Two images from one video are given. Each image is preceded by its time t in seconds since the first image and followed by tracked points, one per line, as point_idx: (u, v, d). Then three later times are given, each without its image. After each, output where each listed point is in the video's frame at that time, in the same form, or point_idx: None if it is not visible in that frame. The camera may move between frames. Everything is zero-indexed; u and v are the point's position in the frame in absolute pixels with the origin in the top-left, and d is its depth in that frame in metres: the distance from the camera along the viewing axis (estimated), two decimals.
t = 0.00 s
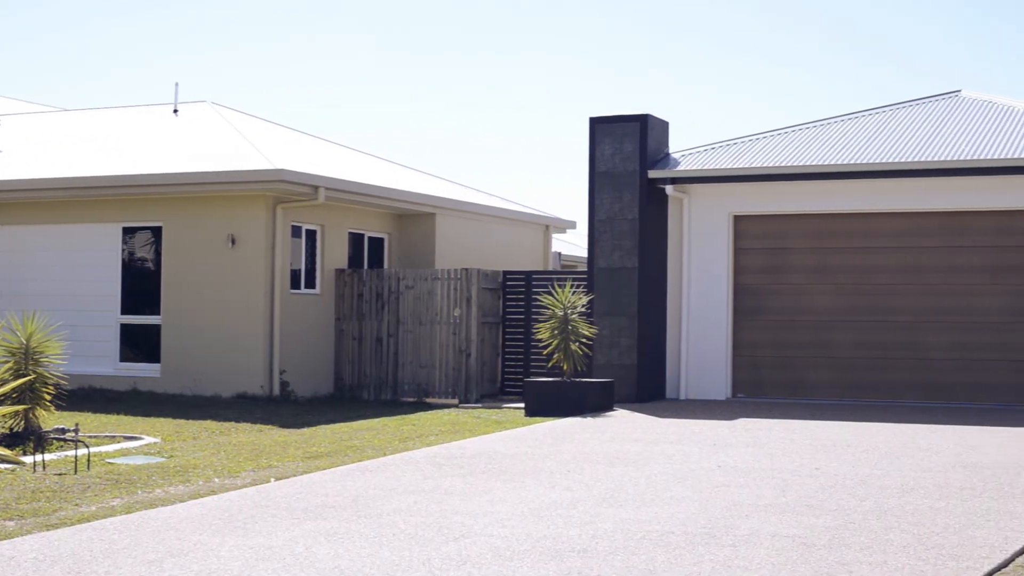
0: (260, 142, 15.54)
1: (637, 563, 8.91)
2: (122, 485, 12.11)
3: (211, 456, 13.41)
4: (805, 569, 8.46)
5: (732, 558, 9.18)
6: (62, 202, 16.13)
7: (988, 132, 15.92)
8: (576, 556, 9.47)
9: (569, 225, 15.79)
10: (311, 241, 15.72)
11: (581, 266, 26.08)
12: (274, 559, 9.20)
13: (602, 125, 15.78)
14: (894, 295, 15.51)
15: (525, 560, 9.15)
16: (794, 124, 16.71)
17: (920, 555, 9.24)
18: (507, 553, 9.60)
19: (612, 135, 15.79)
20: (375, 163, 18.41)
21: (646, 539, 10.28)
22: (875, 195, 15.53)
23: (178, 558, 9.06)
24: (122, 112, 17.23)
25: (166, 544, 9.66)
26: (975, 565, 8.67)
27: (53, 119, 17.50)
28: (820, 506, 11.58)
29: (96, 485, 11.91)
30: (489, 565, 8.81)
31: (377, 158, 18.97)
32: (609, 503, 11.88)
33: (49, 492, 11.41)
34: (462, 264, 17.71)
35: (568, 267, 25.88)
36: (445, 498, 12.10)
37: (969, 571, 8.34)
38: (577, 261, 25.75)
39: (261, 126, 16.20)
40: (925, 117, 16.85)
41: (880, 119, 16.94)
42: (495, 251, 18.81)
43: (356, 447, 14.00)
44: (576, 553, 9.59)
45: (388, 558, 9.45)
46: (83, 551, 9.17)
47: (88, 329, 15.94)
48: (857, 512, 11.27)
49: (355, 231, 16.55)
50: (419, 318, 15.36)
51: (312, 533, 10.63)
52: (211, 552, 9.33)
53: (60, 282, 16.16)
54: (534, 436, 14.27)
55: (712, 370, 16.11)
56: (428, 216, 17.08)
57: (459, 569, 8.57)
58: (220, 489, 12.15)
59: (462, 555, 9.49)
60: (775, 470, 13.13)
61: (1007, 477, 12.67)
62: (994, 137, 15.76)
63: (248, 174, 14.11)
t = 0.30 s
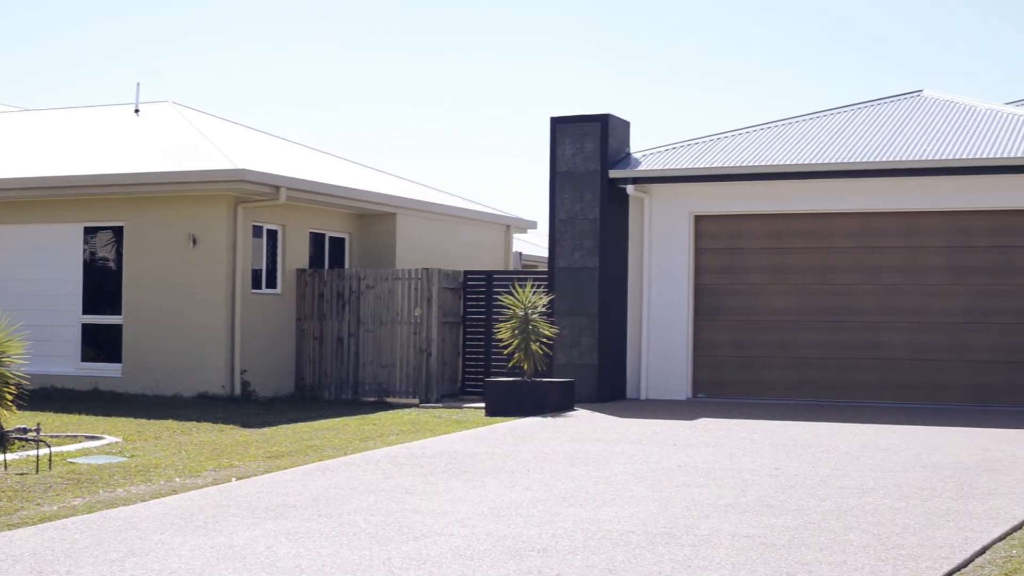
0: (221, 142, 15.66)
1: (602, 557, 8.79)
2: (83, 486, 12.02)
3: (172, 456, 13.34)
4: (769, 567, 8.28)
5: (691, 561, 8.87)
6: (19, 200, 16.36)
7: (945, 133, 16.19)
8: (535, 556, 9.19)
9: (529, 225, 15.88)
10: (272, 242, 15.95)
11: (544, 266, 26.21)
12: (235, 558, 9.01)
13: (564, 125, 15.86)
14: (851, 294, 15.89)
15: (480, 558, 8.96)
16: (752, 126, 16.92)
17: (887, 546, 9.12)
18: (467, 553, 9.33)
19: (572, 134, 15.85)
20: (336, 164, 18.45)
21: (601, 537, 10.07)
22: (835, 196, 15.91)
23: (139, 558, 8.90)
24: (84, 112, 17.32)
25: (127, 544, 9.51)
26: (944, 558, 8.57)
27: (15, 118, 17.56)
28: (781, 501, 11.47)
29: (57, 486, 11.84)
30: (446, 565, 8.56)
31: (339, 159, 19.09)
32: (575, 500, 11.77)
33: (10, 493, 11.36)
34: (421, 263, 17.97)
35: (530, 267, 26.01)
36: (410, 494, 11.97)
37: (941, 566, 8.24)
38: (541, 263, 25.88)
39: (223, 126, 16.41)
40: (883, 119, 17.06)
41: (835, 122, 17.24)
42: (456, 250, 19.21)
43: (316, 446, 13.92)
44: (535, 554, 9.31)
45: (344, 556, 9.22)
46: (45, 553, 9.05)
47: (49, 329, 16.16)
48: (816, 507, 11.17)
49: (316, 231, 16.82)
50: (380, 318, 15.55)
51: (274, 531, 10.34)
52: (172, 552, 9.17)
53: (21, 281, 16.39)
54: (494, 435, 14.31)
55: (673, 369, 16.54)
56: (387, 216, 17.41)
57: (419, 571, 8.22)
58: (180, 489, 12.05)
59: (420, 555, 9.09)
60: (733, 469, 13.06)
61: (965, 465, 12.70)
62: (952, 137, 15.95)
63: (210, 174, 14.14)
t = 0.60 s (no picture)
0: (184, 141, 15.80)
1: (565, 547, 8.49)
2: (43, 485, 11.79)
3: (131, 456, 13.16)
4: (733, 566, 7.68)
5: (662, 548, 8.37)
6: None
7: (904, 135, 16.35)
8: (497, 557, 8.20)
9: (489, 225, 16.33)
10: (231, 242, 16.51)
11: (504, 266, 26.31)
12: (195, 558, 8.37)
13: (523, 126, 16.38)
14: (811, 294, 15.97)
15: (439, 548, 8.50)
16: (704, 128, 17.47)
17: (859, 525, 8.86)
18: (428, 551, 8.42)
19: (532, 135, 16.36)
20: (296, 164, 18.44)
21: (569, 520, 9.50)
22: (794, 197, 16.00)
23: (97, 556, 8.45)
24: (44, 112, 17.34)
25: (86, 542, 8.95)
26: (922, 541, 8.14)
27: None
28: (746, 483, 11.10)
29: (16, 485, 11.60)
30: (409, 560, 8.13)
31: (299, 159, 19.14)
32: (536, 488, 11.12)
33: None
34: (377, 263, 18.93)
35: (490, 267, 26.07)
36: (372, 479, 11.76)
37: (916, 551, 7.81)
38: (500, 263, 25.93)
39: (185, 126, 16.65)
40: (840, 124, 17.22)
41: (793, 126, 17.44)
42: (410, 250, 20.05)
43: (277, 446, 13.65)
44: (498, 554, 8.31)
45: (306, 558, 8.31)
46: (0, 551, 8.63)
47: (10, 328, 16.57)
48: (787, 486, 10.76)
49: (277, 231, 17.59)
50: (340, 318, 16.11)
51: (233, 531, 9.35)
52: (131, 551, 8.60)
53: None
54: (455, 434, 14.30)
55: (632, 369, 16.65)
56: (348, 218, 18.38)
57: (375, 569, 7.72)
58: (140, 487, 11.78)
59: (383, 551, 8.46)
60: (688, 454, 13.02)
61: (922, 450, 12.67)
62: (909, 139, 16.09)
63: (171, 173, 14.15)
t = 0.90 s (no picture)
0: (138, 140, 15.78)
1: (518, 546, 8.52)
2: None
3: (83, 456, 13.10)
4: (686, 564, 7.74)
5: (615, 547, 8.40)
6: None
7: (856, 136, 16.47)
8: (450, 556, 8.23)
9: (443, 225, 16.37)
10: (184, 241, 16.48)
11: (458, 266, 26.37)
12: (148, 559, 8.35)
13: (477, 126, 16.45)
14: (765, 294, 16.08)
15: (392, 548, 8.51)
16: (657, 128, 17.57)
17: (810, 523, 8.94)
18: (381, 551, 8.43)
19: (486, 135, 16.41)
20: (250, 164, 18.41)
21: (522, 520, 9.53)
22: (748, 197, 16.12)
23: (48, 557, 8.41)
24: None
25: (37, 543, 8.91)
26: (872, 540, 8.20)
27: None
28: (699, 482, 11.15)
29: None
30: (362, 560, 8.13)
31: (252, 159, 19.10)
32: (489, 487, 11.15)
33: None
34: (331, 263, 18.95)
35: (444, 267, 26.12)
36: (326, 479, 11.76)
37: (867, 550, 7.88)
38: (454, 263, 25.95)
39: (138, 125, 16.61)
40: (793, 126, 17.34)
41: (746, 127, 17.55)
42: (364, 249, 20.08)
43: (230, 446, 13.62)
44: (452, 554, 8.32)
45: (257, 558, 8.30)
46: None
47: None
48: (739, 485, 10.84)
49: (231, 231, 17.57)
50: (294, 318, 16.10)
51: (186, 532, 9.33)
52: (83, 552, 8.58)
53: None
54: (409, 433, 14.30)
55: (585, 369, 16.71)
56: (302, 217, 18.38)
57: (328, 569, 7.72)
58: (92, 488, 11.73)
59: (336, 551, 8.46)
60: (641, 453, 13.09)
61: (873, 448, 12.78)
62: (861, 140, 16.23)
63: (125, 172, 14.11)
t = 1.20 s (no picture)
0: (97, 139, 15.72)
1: (478, 546, 8.55)
2: None
3: (40, 458, 13.03)
4: (645, 563, 7.79)
5: (574, 547, 8.45)
6: None
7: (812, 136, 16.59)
8: (411, 557, 8.25)
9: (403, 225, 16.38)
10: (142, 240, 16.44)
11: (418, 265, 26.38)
12: (105, 560, 8.34)
13: (437, 126, 16.47)
14: (722, 293, 16.17)
15: (352, 549, 8.53)
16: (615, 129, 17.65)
17: (768, 521, 9.02)
18: (341, 553, 8.44)
19: (446, 135, 16.44)
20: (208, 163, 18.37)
21: (482, 519, 9.57)
22: (705, 198, 16.22)
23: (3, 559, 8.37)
24: None
25: None
26: (829, 537, 8.28)
27: None
28: (657, 481, 11.20)
29: None
30: (322, 562, 8.14)
31: (211, 158, 19.03)
32: (449, 487, 11.18)
33: None
34: (291, 263, 18.92)
35: (405, 267, 26.15)
36: (286, 480, 11.76)
37: (824, 547, 7.95)
38: (415, 262, 25.95)
39: (95, 124, 16.54)
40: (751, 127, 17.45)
41: (704, 128, 17.65)
42: (326, 247, 20.06)
43: (188, 447, 13.56)
44: (412, 554, 8.34)
45: (216, 560, 8.30)
46: None
47: None
48: (696, 484, 10.91)
49: (189, 230, 17.52)
50: (253, 318, 16.07)
51: (143, 533, 9.32)
52: (39, 555, 8.55)
53: None
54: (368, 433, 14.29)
55: (545, 368, 16.75)
56: (261, 217, 18.34)
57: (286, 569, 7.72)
58: (49, 489, 11.67)
59: (296, 553, 8.47)
60: (600, 451, 13.15)
61: (830, 447, 12.87)
62: (818, 141, 16.35)
63: (81, 170, 14.04)
